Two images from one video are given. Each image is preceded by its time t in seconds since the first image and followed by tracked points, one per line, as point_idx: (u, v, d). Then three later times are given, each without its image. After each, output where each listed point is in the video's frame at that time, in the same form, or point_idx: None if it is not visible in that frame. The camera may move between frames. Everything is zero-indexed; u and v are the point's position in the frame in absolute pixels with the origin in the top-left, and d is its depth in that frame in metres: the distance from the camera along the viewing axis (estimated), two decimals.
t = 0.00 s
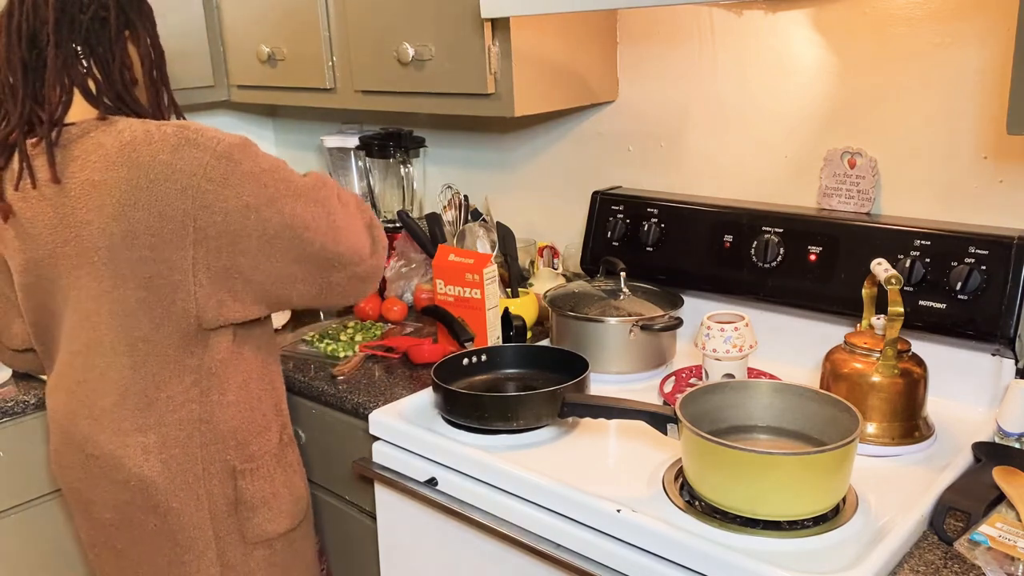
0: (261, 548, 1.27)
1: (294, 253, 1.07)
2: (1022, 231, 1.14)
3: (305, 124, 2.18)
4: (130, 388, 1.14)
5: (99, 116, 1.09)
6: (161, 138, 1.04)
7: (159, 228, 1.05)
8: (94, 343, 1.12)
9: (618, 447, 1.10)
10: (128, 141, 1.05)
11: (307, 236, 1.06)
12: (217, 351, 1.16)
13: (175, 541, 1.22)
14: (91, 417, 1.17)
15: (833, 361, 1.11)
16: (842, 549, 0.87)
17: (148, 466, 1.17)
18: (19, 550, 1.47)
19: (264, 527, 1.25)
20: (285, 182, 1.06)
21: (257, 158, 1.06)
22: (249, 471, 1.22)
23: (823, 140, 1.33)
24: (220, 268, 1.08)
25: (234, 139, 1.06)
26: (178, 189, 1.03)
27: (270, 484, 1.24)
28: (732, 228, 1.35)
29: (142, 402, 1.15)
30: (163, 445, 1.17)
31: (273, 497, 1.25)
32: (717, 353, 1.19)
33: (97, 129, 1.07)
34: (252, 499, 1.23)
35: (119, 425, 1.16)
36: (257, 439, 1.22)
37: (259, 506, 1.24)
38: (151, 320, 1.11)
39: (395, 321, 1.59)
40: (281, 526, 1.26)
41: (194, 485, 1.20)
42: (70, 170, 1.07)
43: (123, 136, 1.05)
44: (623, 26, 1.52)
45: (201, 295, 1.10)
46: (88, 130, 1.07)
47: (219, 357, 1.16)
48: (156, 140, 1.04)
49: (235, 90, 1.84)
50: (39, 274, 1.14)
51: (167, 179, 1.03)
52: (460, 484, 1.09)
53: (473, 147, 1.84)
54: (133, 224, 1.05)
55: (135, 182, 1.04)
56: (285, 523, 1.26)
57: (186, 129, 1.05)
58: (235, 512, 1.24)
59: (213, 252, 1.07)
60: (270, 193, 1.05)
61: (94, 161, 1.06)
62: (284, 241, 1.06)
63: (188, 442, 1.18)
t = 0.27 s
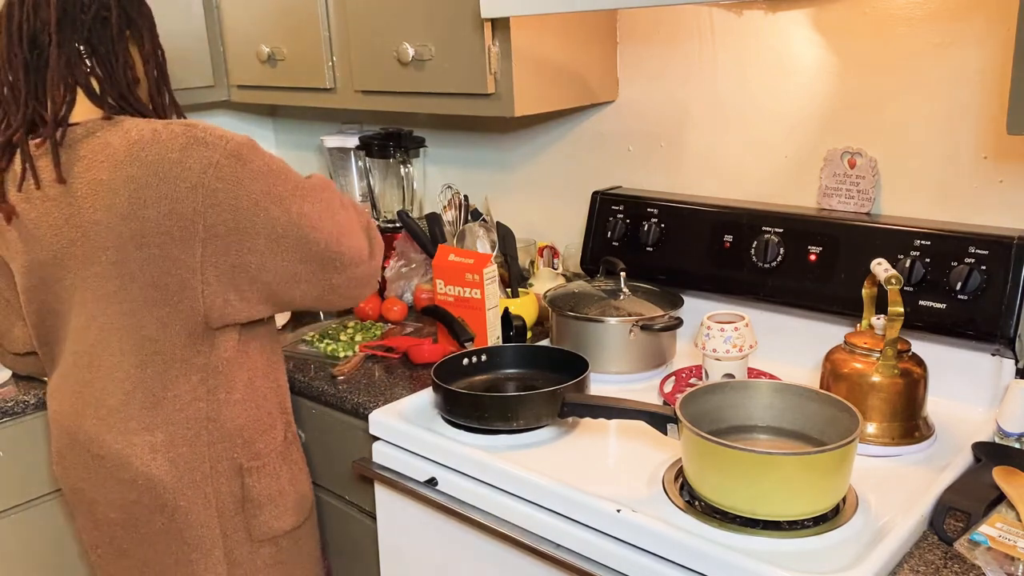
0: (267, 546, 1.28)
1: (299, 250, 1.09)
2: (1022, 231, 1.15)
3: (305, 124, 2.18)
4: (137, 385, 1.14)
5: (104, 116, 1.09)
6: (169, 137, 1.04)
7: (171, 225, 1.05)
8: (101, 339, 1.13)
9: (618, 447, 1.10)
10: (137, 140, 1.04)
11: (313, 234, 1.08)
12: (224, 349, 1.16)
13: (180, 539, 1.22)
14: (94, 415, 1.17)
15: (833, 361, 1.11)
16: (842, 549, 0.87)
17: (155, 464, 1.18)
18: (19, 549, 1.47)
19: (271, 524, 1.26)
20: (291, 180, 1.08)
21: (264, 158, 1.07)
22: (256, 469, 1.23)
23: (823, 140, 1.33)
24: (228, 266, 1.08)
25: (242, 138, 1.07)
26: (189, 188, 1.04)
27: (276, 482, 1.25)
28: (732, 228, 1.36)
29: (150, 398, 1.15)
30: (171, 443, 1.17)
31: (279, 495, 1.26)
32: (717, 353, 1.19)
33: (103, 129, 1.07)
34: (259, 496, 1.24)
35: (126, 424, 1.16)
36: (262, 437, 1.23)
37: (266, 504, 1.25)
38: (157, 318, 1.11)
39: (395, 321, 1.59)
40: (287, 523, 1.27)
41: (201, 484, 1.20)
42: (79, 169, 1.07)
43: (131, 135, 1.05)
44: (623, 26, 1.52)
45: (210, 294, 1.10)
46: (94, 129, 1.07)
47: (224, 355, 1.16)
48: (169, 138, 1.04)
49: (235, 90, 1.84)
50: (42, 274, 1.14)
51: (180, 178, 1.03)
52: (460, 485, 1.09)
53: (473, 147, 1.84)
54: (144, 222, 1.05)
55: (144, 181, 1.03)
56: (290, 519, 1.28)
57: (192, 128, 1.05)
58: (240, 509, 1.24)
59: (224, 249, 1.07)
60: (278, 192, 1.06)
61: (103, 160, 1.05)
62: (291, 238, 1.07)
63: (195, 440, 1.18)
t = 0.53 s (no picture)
0: (269, 546, 1.27)
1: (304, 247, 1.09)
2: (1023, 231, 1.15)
3: (305, 124, 2.17)
4: (138, 387, 1.15)
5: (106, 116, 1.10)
6: (173, 138, 1.04)
7: (174, 226, 1.05)
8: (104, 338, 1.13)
9: (618, 447, 1.10)
10: (140, 141, 1.05)
11: (318, 229, 1.08)
12: (227, 348, 1.16)
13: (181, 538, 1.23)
14: (96, 415, 1.18)
15: (833, 361, 1.11)
16: (842, 549, 0.87)
17: (156, 464, 1.18)
18: (20, 549, 1.47)
19: (272, 525, 1.25)
20: (294, 178, 1.09)
21: (267, 156, 1.07)
22: (257, 469, 1.22)
23: (823, 140, 1.33)
24: (230, 266, 1.08)
25: (245, 138, 1.07)
26: (194, 187, 1.04)
27: (278, 483, 1.25)
28: (732, 228, 1.36)
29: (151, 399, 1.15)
30: (172, 444, 1.18)
31: (281, 495, 1.25)
32: (717, 353, 1.19)
33: (105, 130, 1.07)
34: (260, 497, 1.24)
35: (128, 425, 1.17)
36: (263, 437, 1.22)
37: (267, 504, 1.24)
38: (160, 316, 1.11)
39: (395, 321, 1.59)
40: (288, 523, 1.27)
41: (203, 484, 1.20)
42: (81, 170, 1.07)
43: (134, 136, 1.05)
44: (623, 26, 1.52)
45: (213, 294, 1.10)
46: (96, 131, 1.07)
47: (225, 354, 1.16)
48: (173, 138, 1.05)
49: (235, 90, 1.84)
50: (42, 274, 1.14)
51: (183, 177, 1.04)
52: (459, 485, 1.09)
53: (473, 147, 1.84)
54: (148, 223, 1.05)
55: (147, 182, 1.04)
56: (291, 520, 1.27)
57: (195, 128, 1.05)
58: (242, 509, 1.24)
59: (226, 250, 1.07)
60: (281, 189, 1.07)
61: (106, 161, 1.06)
62: (296, 236, 1.08)
63: (197, 441, 1.18)
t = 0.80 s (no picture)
0: (269, 546, 1.27)
1: (290, 266, 1.10)
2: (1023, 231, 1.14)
3: (305, 123, 2.17)
4: (135, 390, 1.15)
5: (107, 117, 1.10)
6: (173, 141, 1.04)
7: (173, 230, 1.05)
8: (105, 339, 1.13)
9: (618, 448, 1.10)
10: (140, 143, 1.05)
11: (307, 254, 1.09)
12: (227, 349, 1.16)
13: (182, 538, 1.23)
14: (95, 416, 1.17)
15: (834, 361, 1.11)
16: (842, 549, 0.87)
17: (156, 465, 1.18)
18: (20, 549, 1.47)
19: (273, 525, 1.25)
20: (292, 197, 1.09)
21: (266, 169, 1.07)
22: (258, 470, 1.22)
23: (823, 140, 1.33)
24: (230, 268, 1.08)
25: (245, 147, 1.07)
26: (192, 194, 1.04)
27: (278, 483, 1.24)
28: (732, 228, 1.35)
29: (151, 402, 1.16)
30: (172, 445, 1.18)
31: (281, 496, 1.25)
32: (717, 353, 1.19)
33: (106, 132, 1.07)
34: (260, 497, 1.24)
35: (127, 427, 1.17)
36: (263, 438, 1.22)
37: (267, 505, 1.24)
38: (160, 318, 1.11)
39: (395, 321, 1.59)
40: (288, 524, 1.27)
41: (203, 485, 1.20)
42: (82, 171, 1.07)
43: (134, 138, 1.05)
44: (623, 26, 1.52)
45: (212, 296, 1.10)
46: (97, 132, 1.07)
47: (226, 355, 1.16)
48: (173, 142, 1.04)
49: (235, 90, 1.84)
50: (43, 274, 1.14)
51: (182, 183, 1.03)
52: (459, 484, 1.09)
53: (473, 147, 1.84)
54: (147, 226, 1.05)
55: (147, 185, 1.04)
56: (291, 520, 1.27)
57: (196, 132, 1.05)
58: (242, 509, 1.24)
59: (224, 254, 1.07)
60: (276, 209, 1.07)
61: (106, 162, 1.06)
62: (285, 254, 1.08)
63: (196, 442, 1.18)
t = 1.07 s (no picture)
0: (268, 547, 1.27)
1: (296, 256, 1.09)
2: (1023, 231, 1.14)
3: (305, 124, 2.17)
4: (135, 389, 1.15)
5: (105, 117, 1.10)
6: (170, 141, 1.04)
7: (171, 230, 1.05)
8: (105, 338, 1.13)
9: (618, 447, 1.10)
10: (138, 143, 1.05)
11: (312, 242, 1.08)
12: (227, 349, 1.16)
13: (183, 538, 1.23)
14: (95, 415, 1.17)
15: (834, 361, 1.11)
16: (842, 549, 0.87)
17: (155, 465, 1.18)
18: (20, 548, 1.47)
19: (272, 525, 1.25)
20: (291, 186, 1.08)
21: (265, 161, 1.07)
22: (256, 470, 1.22)
23: (823, 140, 1.33)
24: (230, 268, 1.08)
25: (242, 142, 1.07)
26: (190, 193, 1.04)
27: (276, 483, 1.25)
28: (732, 228, 1.35)
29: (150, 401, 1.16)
30: (171, 445, 1.18)
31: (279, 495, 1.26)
32: (717, 352, 1.19)
33: (104, 132, 1.07)
34: (259, 497, 1.24)
35: (125, 426, 1.17)
36: (262, 438, 1.22)
37: (266, 505, 1.24)
38: (159, 317, 1.11)
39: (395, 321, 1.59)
40: (288, 523, 1.27)
41: (202, 485, 1.20)
42: (80, 171, 1.07)
43: (132, 139, 1.05)
44: (623, 26, 1.52)
45: (212, 296, 1.10)
46: (95, 132, 1.07)
47: (226, 355, 1.16)
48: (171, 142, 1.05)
49: (235, 90, 1.84)
50: (43, 274, 1.14)
51: (180, 182, 1.04)
52: (459, 485, 1.09)
53: (473, 147, 1.84)
54: (145, 226, 1.05)
55: (144, 185, 1.04)
56: (291, 519, 1.28)
57: (193, 132, 1.05)
58: (242, 509, 1.24)
59: (223, 254, 1.07)
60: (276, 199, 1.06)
61: (105, 163, 1.06)
62: (289, 246, 1.07)
63: (195, 442, 1.18)
